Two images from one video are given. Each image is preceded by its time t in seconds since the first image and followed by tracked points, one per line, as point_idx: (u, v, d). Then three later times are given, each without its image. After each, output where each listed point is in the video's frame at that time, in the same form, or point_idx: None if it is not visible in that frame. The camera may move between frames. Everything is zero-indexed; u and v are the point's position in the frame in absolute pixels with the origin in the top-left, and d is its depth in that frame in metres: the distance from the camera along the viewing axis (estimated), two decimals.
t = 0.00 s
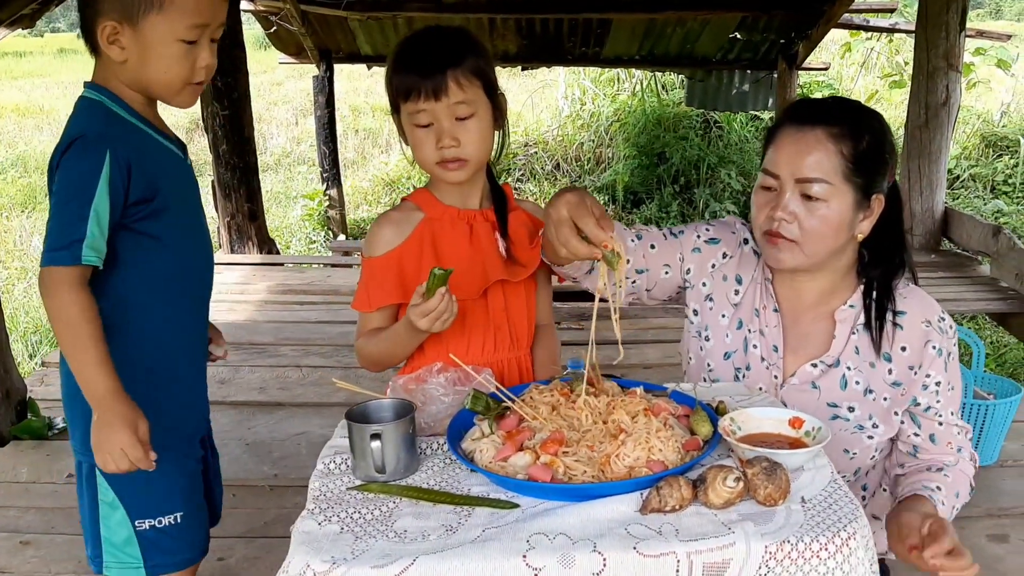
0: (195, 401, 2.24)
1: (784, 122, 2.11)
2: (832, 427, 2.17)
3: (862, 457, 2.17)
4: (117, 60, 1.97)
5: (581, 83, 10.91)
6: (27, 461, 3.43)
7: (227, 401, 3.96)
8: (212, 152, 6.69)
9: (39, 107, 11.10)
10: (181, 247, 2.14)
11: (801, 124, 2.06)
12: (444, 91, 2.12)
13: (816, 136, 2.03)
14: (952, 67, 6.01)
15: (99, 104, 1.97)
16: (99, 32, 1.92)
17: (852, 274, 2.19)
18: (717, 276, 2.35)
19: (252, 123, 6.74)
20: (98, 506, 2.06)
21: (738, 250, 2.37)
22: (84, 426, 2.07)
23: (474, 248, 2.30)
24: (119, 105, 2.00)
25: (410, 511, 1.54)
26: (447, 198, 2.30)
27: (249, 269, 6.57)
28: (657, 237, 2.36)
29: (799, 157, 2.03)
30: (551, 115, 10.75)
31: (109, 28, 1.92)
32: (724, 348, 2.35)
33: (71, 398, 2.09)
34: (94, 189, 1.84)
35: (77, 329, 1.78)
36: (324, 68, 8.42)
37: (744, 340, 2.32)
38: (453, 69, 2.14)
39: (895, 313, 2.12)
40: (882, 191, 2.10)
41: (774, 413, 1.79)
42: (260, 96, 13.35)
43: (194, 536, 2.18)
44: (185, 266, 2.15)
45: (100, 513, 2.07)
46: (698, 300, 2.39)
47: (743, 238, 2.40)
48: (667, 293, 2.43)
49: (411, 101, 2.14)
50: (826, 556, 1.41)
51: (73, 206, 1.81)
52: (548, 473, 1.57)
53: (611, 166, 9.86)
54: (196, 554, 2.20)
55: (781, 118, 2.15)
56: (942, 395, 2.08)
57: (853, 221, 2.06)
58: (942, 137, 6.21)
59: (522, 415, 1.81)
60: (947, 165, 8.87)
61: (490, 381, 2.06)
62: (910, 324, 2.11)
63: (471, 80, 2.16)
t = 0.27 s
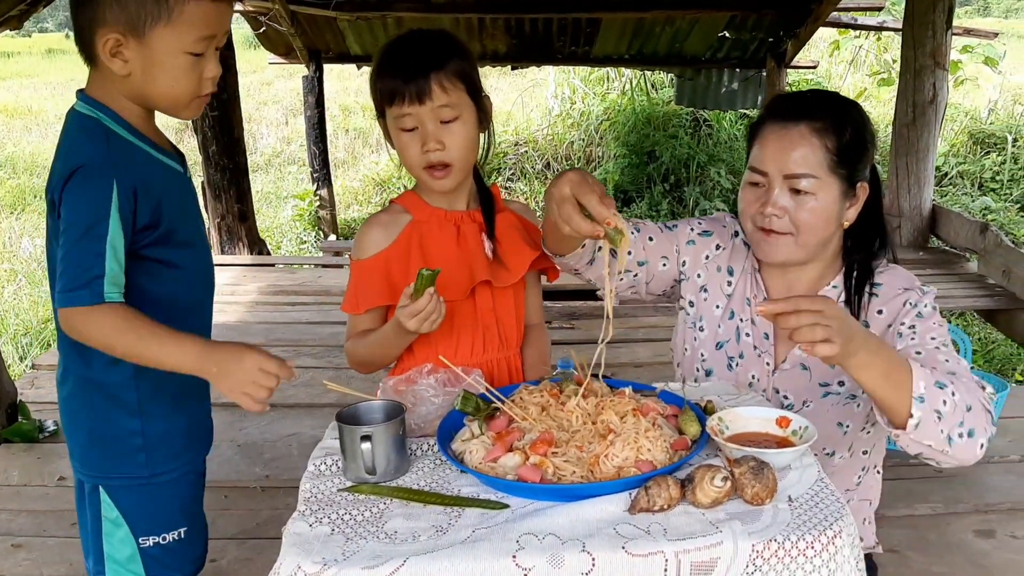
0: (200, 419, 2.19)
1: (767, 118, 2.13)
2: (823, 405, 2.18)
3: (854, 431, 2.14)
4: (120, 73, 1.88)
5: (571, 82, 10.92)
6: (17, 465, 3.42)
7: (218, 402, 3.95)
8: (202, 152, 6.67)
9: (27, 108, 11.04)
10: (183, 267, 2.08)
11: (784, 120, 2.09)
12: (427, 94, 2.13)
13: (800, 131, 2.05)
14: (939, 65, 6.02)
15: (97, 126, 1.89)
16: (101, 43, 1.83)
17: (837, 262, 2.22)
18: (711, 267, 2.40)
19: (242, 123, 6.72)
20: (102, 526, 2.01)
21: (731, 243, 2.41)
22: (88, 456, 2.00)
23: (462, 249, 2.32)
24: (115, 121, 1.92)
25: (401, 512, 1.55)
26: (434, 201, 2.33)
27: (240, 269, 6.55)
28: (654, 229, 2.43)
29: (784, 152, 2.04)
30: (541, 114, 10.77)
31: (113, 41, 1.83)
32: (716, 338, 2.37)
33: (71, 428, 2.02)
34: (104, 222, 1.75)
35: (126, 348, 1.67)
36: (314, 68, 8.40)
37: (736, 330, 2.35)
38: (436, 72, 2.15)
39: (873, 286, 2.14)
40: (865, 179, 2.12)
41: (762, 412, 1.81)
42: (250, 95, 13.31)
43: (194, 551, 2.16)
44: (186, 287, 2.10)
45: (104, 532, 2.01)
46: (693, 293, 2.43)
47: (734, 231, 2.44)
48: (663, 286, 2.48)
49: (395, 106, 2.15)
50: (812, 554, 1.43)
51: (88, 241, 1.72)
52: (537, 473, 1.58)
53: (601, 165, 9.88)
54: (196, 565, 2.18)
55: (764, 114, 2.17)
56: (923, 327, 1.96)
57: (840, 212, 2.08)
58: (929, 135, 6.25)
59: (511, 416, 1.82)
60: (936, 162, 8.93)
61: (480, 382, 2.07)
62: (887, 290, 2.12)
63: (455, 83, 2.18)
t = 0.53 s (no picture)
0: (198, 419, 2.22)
1: (754, 109, 2.14)
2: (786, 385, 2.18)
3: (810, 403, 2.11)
4: (103, 94, 1.87)
5: (560, 80, 10.92)
6: (5, 468, 3.39)
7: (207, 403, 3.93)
8: (190, 152, 6.64)
9: (13, 108, 10.96)
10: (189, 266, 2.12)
11: (770, 111, 2.09)
12: (412, 96, 2.13)
13: (786, 122, 2.06)
14: (925, 62, 6.04)
15: (104, 130, 1.88)
16: (81, 71, 1.82)
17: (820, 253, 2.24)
18: (699, 261, 2.43)
19: (229, 123, 6.69)
20: (105, 533, 2.01)
21: (719, 237, 2.44)
22: (96, 461, 1.99)
23: (447, 246, 2.33)
24: (121, 125, 1.92)
25: (388, 513, 1.55)
26: (419, 199, 2.35)
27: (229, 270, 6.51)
28: (648, 226, 2.45)
29: (770, 143, 2.05)
30: (530, 113, 10.77)
31: (92, 68, 1.81)
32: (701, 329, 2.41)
33: (80, 433, 1.99)
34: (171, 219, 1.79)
35: (239, 312, 1.80)
36: (302, 67, 8.37)
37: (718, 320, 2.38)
38: (421, 74, 2.15)
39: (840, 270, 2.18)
40: (849, 170, 2.14)
41: (747, 410, 1.82)
42: (238, 95, 13.24)
43: (191, 554, 2.16)
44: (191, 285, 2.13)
45: (107, 541, 2.01)
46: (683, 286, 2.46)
47: (721, 226, 2.47)
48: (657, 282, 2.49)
49: (379, 107, 2.16)
50: (797, 551, 1.44)
51: (164, 237, 1.76)
52: (524, 472, 1.59)
53: (590, 164, 9.90)
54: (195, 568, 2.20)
55: (751, 105, 2.18)
56: (873, 294, 2.03)
57: (825, 202, 2.10)
58: (915, 131, 6.28)
59: (498, 415, 1.82)
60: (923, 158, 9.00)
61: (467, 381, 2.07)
62: (848, 272, 2.16)
63: (440, 84, 2.18)
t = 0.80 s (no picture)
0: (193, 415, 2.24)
1: (734, 107, 2.15)
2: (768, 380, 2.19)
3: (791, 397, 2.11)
4: (82, 99, 1.85)
5: (549, 78, 10.91)
6: None
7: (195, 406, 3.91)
8: (177, 153, 6.59)
9: None
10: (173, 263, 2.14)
11: (750, 109, 2.10)
12: (400, 97, 2.13)
13: (766, 120, 2.06)
14: (911, 59, 6.07)
15: (92, 131, 1.87)
16: (59, 78, 1.79)
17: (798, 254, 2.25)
18: (682, 261, 2.43)
19: (217, 123, 6.65)
20: (115, 537, 2.00)
21: (700, 236, 2.43)
22: (104, 465, 1.97)
23: (433, 245, 2.33)
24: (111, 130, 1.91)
25: (376, 514, 1.55)
26: (405, 198, 2.34)
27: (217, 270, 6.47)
28: (628, 232, 2.44)
29: (750, 141, 2.06)
30: (519, 111, 10.76)
31: (69, 74, 1.78)
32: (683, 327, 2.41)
33: (85, 439, 1.97)
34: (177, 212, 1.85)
35: (261, 302, 1.92)
36: (289, 66, 8.33)
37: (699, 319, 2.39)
38: (410, 74, 2.14)
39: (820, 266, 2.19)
40: (827, 167, 2.14)
41: (734, 408, 1.82)
42: (225, 94, 13.17)
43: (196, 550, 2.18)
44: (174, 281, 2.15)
45: (117, 545, 2.00)
46: (666, 288, 2.46)
47: (703, 225, 2.46)
48: (641, 285, 2.50)
49: (367, 107, 2.15)
50: (784, 548, 1.44)
51: (178, 229, 1.81)
52: (511, 473, 1.59)
53: (579, 162, 9.92)
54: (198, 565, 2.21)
55: (731, 103, 2.18)
56: (853, 289, 2.03)
57: (804, 199, 2.10)
58: (902, 129, 6.30)
59: (485, 416, 1.82)
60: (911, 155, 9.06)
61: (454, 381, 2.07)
62: (827, 267, 2.17)
63: (428, 85, 2.17)
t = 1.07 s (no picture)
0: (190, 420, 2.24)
1: (723, 112, 2.15)
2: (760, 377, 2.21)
3: (780, 391, 2.13)
4: (71, 104, 1.85)
5: (541, 80, 10.91)
6: None
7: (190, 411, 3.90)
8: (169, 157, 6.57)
9: None
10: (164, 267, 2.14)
11: (739, 114, 2.10)
12: (398, 104, 2.13)
13: (755, 125, 2.07)
14: (902, 60, 6.10)
15: (80, 138, 1.86)
16: (48, 82, 1.79)
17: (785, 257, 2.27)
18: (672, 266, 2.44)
19: (209, 127, 6.63)
20: (116, 544, 2.00)
21: (689, 241, 2.44)
22: (103, 472, 1.97)
23: (427, 250, 2.32)
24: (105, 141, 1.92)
25: (372, 519, 1.55)
26: (400, 204, 2.35)
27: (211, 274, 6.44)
28: (616, 245, 2.48)
29: (740, 146, 2.07)
30: (511, 113, 10.76)
31: (59, 77, 1.79)
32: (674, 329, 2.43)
33: (85, 446, 1.97)
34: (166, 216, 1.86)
35: (248, 310, 1.92)
36: (281, 70, 8.33)
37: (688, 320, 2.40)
38: (406, 82, 2.15)
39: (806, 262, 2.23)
40: (816, 171, 2.16)
41: (727, 410, 1.83)
42: (217, 98, 13.14)
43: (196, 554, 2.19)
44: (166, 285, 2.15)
45: (118, 551, 2.00)
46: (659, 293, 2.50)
47: (691, 229, 2.47)
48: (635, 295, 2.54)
49: (365, 113, 2.16)
50: (778, 550, 1.45)
51: (169, 233, 1.83)
52: (507, 477, 1.59)
53: (572, 164, 9.93)
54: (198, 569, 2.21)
55: (721, 107, 2.19)
56: (838, 274, 2.07)
57: (794, 203, 2.12)
58: (894, 129, 6.33)
59: (480, 420, 1.83)
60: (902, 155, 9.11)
61: (448, 385, 2.09)
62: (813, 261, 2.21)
63: (425, 93, 2.18)
